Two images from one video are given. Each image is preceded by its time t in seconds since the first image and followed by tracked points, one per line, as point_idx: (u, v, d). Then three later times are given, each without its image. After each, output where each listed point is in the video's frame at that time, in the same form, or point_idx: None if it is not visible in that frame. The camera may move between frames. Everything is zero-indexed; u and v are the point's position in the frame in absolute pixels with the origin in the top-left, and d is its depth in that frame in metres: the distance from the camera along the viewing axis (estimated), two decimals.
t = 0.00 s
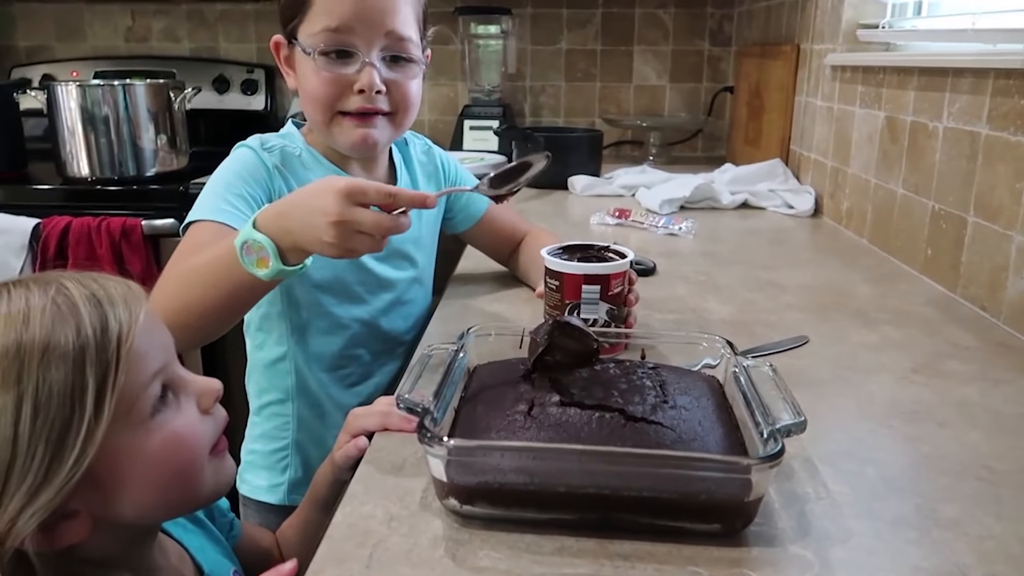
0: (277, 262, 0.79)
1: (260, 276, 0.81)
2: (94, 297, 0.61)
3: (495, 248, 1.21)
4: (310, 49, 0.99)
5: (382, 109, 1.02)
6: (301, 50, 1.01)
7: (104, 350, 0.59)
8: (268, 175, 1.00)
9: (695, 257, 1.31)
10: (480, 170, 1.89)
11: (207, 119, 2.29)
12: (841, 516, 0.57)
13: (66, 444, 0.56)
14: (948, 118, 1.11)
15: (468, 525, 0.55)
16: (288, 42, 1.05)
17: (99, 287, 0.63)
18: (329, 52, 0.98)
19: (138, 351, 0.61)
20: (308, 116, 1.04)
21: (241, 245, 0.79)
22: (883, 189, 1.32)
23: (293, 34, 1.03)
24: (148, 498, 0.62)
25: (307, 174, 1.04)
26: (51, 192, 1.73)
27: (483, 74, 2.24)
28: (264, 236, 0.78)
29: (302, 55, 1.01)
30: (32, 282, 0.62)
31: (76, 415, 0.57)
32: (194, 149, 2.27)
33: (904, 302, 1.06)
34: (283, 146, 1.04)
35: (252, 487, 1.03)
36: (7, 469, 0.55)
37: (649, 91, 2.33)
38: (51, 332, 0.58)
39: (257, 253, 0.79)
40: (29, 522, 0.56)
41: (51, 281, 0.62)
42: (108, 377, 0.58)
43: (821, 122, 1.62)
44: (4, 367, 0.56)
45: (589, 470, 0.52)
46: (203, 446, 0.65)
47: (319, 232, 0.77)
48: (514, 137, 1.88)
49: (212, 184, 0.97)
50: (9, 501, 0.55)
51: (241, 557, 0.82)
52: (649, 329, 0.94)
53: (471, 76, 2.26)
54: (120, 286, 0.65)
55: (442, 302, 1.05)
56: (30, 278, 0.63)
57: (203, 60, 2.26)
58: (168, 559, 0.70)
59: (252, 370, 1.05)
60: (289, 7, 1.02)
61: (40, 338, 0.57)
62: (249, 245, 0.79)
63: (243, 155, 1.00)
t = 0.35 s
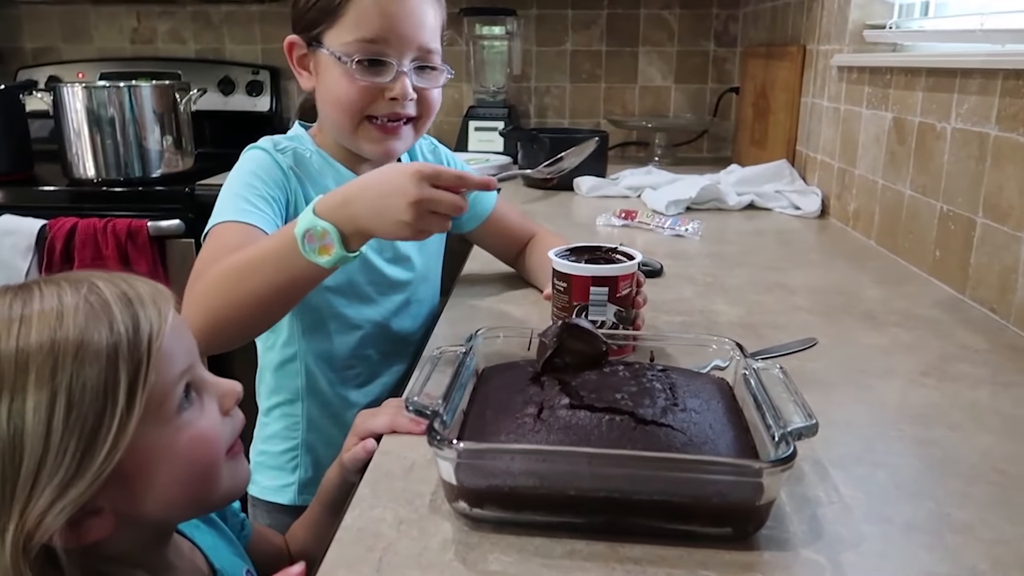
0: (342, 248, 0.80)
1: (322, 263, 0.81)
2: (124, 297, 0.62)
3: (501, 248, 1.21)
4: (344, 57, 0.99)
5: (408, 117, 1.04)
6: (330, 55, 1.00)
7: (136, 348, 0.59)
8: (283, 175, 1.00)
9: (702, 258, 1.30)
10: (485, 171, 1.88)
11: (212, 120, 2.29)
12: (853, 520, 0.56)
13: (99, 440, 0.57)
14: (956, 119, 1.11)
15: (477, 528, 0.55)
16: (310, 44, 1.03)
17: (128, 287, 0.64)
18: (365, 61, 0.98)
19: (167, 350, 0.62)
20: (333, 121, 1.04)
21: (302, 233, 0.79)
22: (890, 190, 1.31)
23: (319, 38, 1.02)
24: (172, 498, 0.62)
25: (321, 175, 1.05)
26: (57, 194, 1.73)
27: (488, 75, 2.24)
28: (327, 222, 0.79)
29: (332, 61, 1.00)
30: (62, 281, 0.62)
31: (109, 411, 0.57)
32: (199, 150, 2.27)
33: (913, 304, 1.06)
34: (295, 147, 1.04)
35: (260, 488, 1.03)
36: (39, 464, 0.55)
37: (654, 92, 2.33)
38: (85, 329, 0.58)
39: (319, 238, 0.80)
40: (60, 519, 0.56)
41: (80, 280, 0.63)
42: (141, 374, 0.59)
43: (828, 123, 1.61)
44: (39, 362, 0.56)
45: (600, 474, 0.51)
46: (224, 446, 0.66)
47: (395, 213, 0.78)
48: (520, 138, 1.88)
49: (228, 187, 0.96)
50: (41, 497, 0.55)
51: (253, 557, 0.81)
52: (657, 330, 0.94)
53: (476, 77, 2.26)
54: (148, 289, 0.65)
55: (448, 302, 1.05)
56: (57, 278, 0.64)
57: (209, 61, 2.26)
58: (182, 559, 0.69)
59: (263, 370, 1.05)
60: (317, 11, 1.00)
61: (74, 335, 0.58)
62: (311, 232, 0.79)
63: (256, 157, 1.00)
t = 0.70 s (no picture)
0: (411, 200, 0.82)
1: (390, 219, 0.82)
2: (158, 296, 0.63)
3: (508, 246, 1.20)
4: (398, 68, 0.98)
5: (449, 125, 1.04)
6: (379, 65, 0.98)
7: (171, 345, 0.60)
8: (316, 171, 1.01)
9: (712, 256, 1.30)
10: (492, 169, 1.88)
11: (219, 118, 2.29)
12: (866, 522, 0.55)
13: (132, 434, 0.58)
14: (969, 115, 1.09)
15: (484, 529, 0.54)
16: (351, 49, 1.01)
17: (160, 287, 0.65)
18: (420, 75, 0.97)
19: (200, 348, 0.63)
20: (377, 130, 1.03)
21: (375, 191, 0.83)
22: (902, 188, 1.30)
23: (364, 46, 1.00)
24: (194, 494, 0.63)
25: (350, 173, 1.05)
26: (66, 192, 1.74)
27: (495, 73, 2.24)
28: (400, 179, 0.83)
29: (381, 72, 0.98)
30: (96, 278, 0.63)
31: (145, 405, 0.58)
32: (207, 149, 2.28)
33: (925, 303, 1.05)
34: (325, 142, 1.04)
35: (278, 486, 1.02)
36: (72, 456, 0.56)
37: (662, 90, 2.32)
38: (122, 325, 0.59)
39: (390, 193, 0.83)
40: (88, 510, 0.57)
41: (115, 278, 0.64)
42: (175, 371, 0.60)
43: (838, 120, 1.60)
44: (77, 356, 0.57)
45: (611, 476, 0.51)
46: (243, 447, 0.66)
47: (475, 165, 0.84)
48: (527, 136, 1.87)
49: (260, 182, 0.96)
50: (71, 488, 0.56)
51: (258, 559, 0.81)
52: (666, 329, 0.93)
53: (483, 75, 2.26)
54: (177, 289, 0.67)
55: (455, 299, 1.05)
56: (89, 275, 0.65)
57: (216, 60, 2.26)
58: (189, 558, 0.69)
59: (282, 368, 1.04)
60: (361, 20, 0.99)
61: (112, 330, 0.59)
62: (382, 189, 0.83)
63: (287, 152, 1.00)
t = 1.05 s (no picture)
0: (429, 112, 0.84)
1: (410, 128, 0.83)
2: (161, 283, 0.61)
3: (503, 237, 1.18)
4: (404, 58, 0.96)
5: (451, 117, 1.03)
6: (384, 53, 0.96)
7: (173, 334, 0.59)
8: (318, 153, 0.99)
9: (712, 248, 1.28)
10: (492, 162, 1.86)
11: (218, 113, 2.28)
12: (865, 514, 0.54)
13: (130, 423, 0.56)
14: (973, 103, 1.07)
15: (470, 522, 0.53)
16: (356, 36, 0.98)
17: (163, 274, 0.63)
18: (427, 66, 0.95)
19: (199, 339, 0.61)
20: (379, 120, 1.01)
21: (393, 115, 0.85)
22: (905, 178, 1.28)
23: (370, 33, 0.97)
24: (187, 488, 0.61)
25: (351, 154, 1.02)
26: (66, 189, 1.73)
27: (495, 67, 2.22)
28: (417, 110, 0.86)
29: (386, 60, 0.96)
30: (98, 261, 0.61)
31: (145, 394, 0.56)
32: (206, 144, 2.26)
33: (928, 293, 1.03)
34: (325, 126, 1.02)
35: (282, 479, 0.96)
36: (68, 442, 0.54)
37: (663, 82, 2.29)
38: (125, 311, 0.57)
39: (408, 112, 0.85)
40: (81, 499, 0.54)
41: (117, 263, 0.62)
42: (177, 360, 0.58)
43: (840, 110, 1.58)
44: (79, 339, 0.55)
45: (601, 466, 0.49)
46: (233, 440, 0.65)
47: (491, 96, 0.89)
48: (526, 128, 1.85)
49: (259, 160, 0.93)
50: (65, 474, 0.54)
51: (242, 556, 0.79)
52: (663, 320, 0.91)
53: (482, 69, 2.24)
54: (178, 278, 0.65)
55: (450, 290, 1.03)
56: (89, 257, 0.62)
57: (214, 55, 2.25)
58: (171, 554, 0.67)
59: (282, 358, 1.00)
60: (367, 8, 0.96)
61: (115, 315, 0.56)
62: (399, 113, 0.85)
63: (291, 135, 0.98)
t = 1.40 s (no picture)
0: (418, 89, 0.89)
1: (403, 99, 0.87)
2: (119, 290, 0.59)
3: (493, 239, 1.16)
4: (382, 59, 0.94)
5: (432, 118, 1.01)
6: (361, 54, 0.95)
7: (132, 341, 0.57)
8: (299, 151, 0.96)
9: (708, 251, 1.25)
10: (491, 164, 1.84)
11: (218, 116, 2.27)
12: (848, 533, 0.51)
13: (85, 433, 0.54)
14: (974, 101, 1.04)
15: (433, 541, 0.50)
16: (334, 36, 0.96)
17: (122, 280, 0.61)
18: (404, 68, 0.94)
19: (160, 347, 0.60)
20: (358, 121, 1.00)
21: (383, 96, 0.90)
22: (906, 179, 1.25)
23: (348, 33, 0.95)
24: (147, 498, 0.59)
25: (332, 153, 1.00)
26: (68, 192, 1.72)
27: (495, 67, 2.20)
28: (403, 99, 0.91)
29: (364, 61, 0.95)
30: (55, 267, 0.59)
31: (102, 402, 0.55)
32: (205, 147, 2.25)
33: (928, 297, 1.00)
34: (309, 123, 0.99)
35: (260, 487, 0.94)
36: (18, 453, 0.52)
37: (667, 82, 2.27)
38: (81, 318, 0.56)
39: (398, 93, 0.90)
40: (32, 511, 0.53)
41: (76, 269, 0.60)
42: (134, 367, 0.56)
43: (843, 110, 1.55)
44: (30, 347, 0.53)
45: (567, 484, 0.47)
46: (195, 450, 0.63)
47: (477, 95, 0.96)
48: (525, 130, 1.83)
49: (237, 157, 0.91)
50: (15, 487, 0.52)
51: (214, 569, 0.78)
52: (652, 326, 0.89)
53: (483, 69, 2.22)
54: (139, 285, 0.63)
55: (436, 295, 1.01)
56: (46, 263, 0.61)
57: (215, 57, 2.24)
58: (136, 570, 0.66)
59: (261, 363, 0.98)
60: (346, 7, 0.93)
61: (70, 322, 0.55)
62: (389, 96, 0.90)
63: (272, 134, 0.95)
